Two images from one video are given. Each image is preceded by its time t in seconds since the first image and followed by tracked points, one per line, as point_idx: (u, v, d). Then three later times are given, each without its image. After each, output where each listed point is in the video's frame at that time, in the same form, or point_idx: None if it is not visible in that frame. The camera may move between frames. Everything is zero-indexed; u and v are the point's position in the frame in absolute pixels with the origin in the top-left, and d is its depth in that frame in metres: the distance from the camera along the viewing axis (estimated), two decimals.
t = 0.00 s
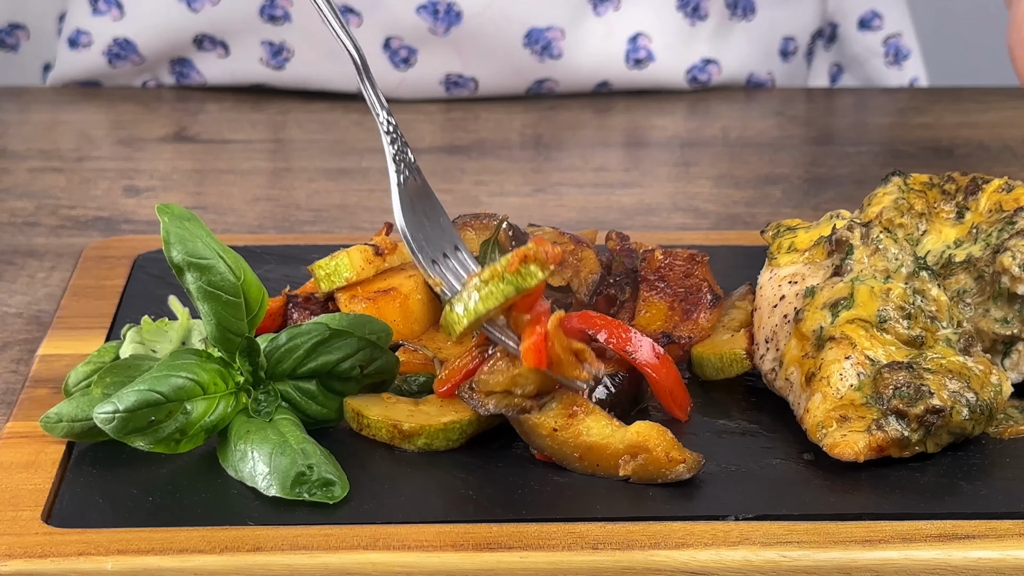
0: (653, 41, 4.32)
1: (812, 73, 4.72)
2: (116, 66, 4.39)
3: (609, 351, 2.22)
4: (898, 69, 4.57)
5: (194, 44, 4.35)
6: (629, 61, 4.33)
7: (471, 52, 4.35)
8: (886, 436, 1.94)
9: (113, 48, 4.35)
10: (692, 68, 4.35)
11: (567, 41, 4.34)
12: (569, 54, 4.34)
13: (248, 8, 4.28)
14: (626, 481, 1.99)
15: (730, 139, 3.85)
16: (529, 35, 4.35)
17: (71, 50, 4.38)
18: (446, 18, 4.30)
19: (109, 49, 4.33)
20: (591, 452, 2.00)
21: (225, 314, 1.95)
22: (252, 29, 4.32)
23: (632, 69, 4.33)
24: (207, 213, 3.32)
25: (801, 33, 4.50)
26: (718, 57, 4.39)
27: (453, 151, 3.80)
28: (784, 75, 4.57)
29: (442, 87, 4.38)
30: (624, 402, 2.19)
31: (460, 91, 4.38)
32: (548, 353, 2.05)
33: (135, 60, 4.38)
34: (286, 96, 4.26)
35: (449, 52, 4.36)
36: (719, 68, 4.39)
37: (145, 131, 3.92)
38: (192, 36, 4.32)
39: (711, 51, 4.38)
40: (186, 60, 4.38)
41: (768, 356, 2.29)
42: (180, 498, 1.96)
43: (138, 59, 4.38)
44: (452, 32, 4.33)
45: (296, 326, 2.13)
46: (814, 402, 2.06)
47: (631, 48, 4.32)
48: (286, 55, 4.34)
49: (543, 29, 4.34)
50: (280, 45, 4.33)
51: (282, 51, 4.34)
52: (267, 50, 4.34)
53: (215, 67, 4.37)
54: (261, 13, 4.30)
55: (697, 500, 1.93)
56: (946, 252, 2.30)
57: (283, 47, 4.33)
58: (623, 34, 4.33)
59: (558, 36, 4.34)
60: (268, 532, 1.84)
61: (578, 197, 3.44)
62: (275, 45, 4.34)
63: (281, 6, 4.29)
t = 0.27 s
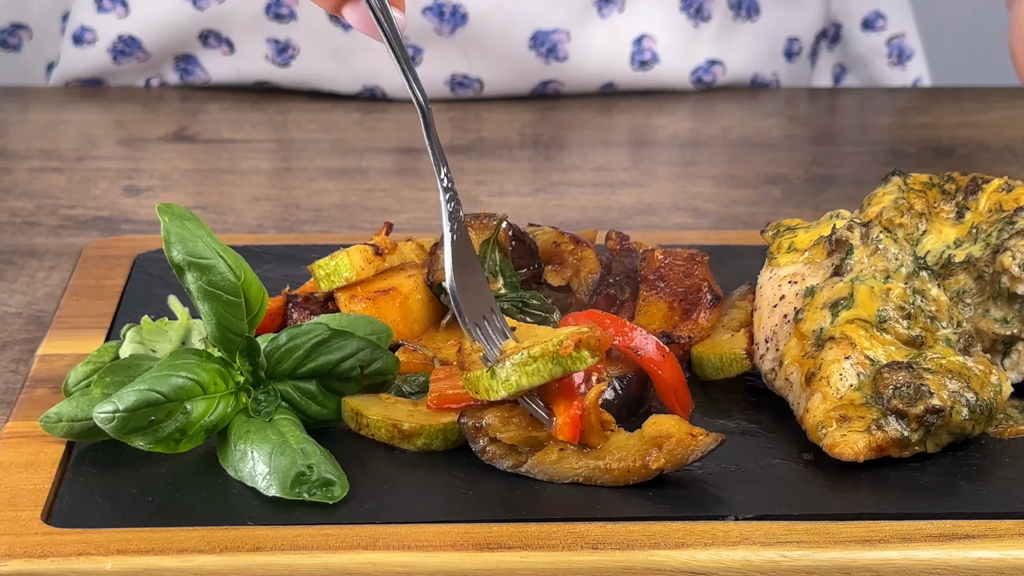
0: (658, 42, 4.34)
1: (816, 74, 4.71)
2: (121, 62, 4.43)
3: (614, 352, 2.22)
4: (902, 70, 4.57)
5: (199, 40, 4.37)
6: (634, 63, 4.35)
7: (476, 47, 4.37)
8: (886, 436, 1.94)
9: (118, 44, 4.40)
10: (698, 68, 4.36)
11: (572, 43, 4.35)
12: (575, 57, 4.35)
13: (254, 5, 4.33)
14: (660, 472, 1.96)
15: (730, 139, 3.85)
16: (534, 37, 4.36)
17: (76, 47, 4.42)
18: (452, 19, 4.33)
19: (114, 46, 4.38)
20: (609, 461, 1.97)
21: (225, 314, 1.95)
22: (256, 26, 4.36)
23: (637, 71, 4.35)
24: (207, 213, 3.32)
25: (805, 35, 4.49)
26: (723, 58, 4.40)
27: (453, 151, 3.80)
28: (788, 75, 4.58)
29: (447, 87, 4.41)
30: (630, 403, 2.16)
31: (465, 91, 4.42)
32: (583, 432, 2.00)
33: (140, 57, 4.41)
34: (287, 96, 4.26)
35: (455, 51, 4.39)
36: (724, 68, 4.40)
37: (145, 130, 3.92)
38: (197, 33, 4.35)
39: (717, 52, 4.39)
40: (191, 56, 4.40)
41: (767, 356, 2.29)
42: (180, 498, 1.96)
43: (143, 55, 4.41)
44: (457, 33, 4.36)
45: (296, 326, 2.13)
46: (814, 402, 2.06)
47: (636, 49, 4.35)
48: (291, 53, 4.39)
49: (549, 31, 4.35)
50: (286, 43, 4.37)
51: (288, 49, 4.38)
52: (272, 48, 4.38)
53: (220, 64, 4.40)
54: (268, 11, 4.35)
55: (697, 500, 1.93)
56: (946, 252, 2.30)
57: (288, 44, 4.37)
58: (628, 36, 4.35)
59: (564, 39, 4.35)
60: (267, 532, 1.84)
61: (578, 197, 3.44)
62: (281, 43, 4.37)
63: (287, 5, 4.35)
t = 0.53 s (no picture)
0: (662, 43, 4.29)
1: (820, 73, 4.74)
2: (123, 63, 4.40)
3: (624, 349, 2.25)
4: (906, 69, 4.61)
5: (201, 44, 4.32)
6: (639, 64, 4.32)
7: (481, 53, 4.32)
8: (886, 435, 1.94)
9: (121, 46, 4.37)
10: (703, 69, 4.37)
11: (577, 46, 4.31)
12: (579, 61, 4.31)
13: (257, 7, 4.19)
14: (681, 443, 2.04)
15: (730, 138, 3.85)
16: (539, 39, 4.29)
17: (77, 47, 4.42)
18: (457, 21, 4.24)
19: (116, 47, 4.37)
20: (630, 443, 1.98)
21: (225, 314, 1.95)
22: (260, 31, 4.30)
23: (641, 73, 4.33)
24: (207, 212, 3.32)
25: (811, 34, 4.47)
26: (727, 58, 4.38)
27: (453, 151, 3.80)
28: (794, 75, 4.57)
29: (452, 89, 4.38)
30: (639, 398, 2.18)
31: (469, 92, 4.39)
32: (593, 433, 1.96)
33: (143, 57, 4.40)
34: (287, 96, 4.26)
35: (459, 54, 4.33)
36: (728, 69, 4.40)
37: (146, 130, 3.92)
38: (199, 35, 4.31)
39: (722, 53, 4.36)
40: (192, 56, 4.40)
41: (768, 355, 2.29)
42: (180, 497, 1.96)
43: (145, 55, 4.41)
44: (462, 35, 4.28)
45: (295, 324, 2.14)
46: (814, 401, 2.06)
47: (640, 50, 4.30)
48: (296, 54, 4.31)
49: (554, 33, 4.27)
50: (291, 44, 4.29)
51: (292, 49, 4.30)
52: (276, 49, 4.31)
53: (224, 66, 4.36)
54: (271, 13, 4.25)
55: (697, 499, 1.93)
56: (946, 251, 2.30)
57: (293, 46, 4.29)
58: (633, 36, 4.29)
59: (568, 40, 4.28)
60: (267, 531, 1.84)
61: (578, 196, 3.44)
62: (284, 44, 4.30)
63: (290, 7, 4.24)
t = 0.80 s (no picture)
0: (663, 45, 4.29)
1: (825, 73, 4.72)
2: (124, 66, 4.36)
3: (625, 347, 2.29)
4: (910, 68, 4.64)
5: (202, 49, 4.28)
6: (641, 66, 4.32)
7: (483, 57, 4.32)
8: (886, 434, 1.94)
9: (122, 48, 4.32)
10: (703, 70, 4.36)
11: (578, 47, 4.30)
12: (581, 60, 4.32)
13: (258, 12, 4.18)
14: (668, 260, 1.88)
15: (730, 138, 3.85)
16: (541, 43, 4.29)
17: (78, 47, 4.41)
18: (457, 25, 4.23)
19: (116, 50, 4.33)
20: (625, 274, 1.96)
21: (225, 313, 1.95)
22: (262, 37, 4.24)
23: (643, 74, 4.34)
24: (207, 212, 3.32)
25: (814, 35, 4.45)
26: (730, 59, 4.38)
27: (454, 151, 3.81)
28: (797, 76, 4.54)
29: (454, 91, 4.38)
30: (641, 395, 2.22)
31: (471, 94, 4.38)
32: (588, 282, 1.96)
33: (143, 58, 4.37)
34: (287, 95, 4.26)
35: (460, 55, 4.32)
36: (730, 69, 4.40)
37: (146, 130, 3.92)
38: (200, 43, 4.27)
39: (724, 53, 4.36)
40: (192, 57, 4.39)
41: (768, 355, 2.29)
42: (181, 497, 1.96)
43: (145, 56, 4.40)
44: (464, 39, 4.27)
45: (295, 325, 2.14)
46: (815, 400, 2.06)
47: (642, 52, 4.30)
48: (296, 59, 4.30)
49: (554, 36, 4.28)
50: (291, 50, 4.29)
51: (292, 55, 4.29)
52: (277, 55, 4.30)
53: (225, 71, 4.32)
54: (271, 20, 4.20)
55: (697, 498, 1.93)
56: (946, 251, 2.30)
57: (293, 52, 4.29)
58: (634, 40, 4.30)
59: (569, 42, 4.29)
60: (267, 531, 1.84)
61: (578, 195, 3.44)
62: (285, 50, 4.29)
63: (291, 14, 4.20)
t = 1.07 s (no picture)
0: (665, 44, 4.30)
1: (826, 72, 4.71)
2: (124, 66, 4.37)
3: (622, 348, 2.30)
4: (911, 67, 4.61)
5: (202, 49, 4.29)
6: (641, 65, 4.32)
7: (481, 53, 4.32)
8: (887, 434, 1.94)
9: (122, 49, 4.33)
10: (704, 69, 4.38)
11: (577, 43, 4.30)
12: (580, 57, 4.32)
13: (259, 10, 4.20)
14: (655, 148, 2.07)
15: (731, 137, 3.85)
16: (539, 39, 4.30)
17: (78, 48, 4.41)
18: (456, 22, 4.25)
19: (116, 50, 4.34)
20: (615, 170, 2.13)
21: (226, 313, 1.95)
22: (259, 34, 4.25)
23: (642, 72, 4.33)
24: (208, 212, 3.33)
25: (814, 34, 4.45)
26: (730, 58, 4.39)
27: (454, 151, 3.81)
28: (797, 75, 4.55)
29: (453, 88, 4.38)
30: (641, 395, 2.21)
31: (470, 92, 4.39)
32: (578, 177, 2.15)
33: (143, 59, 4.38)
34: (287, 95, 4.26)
35: (460, 54, 4.32)
36: (731, 69, 4.40)
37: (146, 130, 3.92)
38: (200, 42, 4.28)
39: (724, 53, 4.37)
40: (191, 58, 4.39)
41: (768, 355, 2.29)
42: (181, 497, 1.96)
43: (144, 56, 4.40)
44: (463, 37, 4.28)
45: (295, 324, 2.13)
46: (815, 400, 2.06)
47: (643, 51, 4.30)
48: (296, 59, 4.30)
49: (553, 32, 4.29)
50: (291, 50, 4.28)
51: (292, 56, 4.29)
52: (276, 54, 4.29)
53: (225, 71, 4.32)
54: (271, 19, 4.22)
55: (697, 499, 1.93)
56: (947, 251, 2.30)
57: (293, 51, 4.28)
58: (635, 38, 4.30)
59: (568, 39, 4.29)
60: (268, 531, 1.84)
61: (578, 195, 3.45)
62: (285, 50, 4.28)
63: (290, 12, 4.22)
